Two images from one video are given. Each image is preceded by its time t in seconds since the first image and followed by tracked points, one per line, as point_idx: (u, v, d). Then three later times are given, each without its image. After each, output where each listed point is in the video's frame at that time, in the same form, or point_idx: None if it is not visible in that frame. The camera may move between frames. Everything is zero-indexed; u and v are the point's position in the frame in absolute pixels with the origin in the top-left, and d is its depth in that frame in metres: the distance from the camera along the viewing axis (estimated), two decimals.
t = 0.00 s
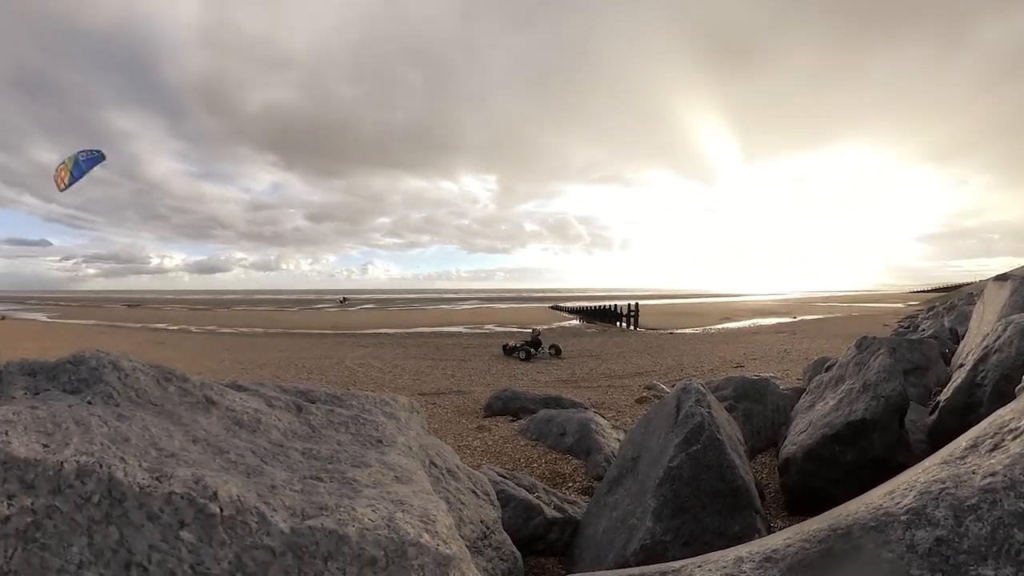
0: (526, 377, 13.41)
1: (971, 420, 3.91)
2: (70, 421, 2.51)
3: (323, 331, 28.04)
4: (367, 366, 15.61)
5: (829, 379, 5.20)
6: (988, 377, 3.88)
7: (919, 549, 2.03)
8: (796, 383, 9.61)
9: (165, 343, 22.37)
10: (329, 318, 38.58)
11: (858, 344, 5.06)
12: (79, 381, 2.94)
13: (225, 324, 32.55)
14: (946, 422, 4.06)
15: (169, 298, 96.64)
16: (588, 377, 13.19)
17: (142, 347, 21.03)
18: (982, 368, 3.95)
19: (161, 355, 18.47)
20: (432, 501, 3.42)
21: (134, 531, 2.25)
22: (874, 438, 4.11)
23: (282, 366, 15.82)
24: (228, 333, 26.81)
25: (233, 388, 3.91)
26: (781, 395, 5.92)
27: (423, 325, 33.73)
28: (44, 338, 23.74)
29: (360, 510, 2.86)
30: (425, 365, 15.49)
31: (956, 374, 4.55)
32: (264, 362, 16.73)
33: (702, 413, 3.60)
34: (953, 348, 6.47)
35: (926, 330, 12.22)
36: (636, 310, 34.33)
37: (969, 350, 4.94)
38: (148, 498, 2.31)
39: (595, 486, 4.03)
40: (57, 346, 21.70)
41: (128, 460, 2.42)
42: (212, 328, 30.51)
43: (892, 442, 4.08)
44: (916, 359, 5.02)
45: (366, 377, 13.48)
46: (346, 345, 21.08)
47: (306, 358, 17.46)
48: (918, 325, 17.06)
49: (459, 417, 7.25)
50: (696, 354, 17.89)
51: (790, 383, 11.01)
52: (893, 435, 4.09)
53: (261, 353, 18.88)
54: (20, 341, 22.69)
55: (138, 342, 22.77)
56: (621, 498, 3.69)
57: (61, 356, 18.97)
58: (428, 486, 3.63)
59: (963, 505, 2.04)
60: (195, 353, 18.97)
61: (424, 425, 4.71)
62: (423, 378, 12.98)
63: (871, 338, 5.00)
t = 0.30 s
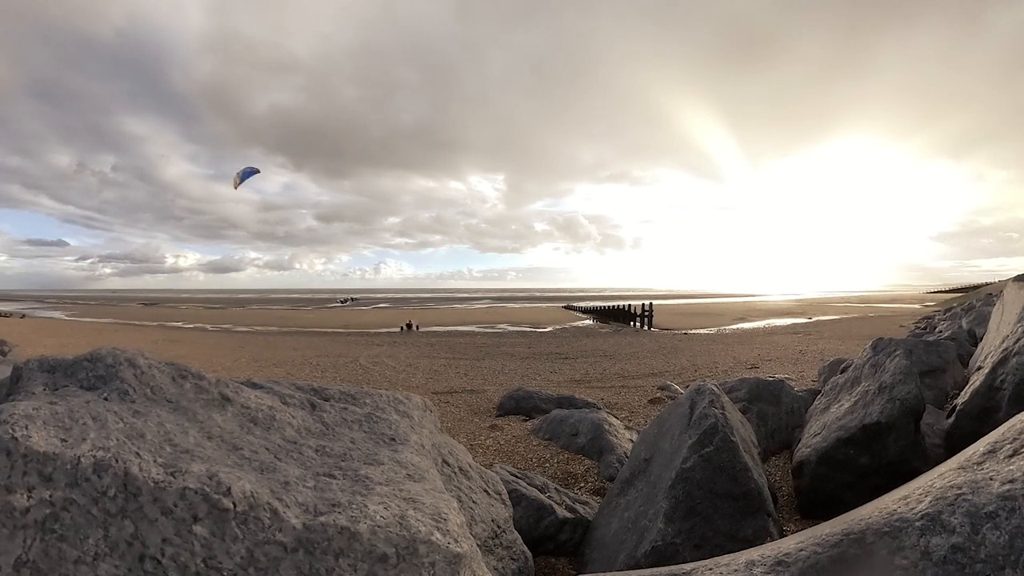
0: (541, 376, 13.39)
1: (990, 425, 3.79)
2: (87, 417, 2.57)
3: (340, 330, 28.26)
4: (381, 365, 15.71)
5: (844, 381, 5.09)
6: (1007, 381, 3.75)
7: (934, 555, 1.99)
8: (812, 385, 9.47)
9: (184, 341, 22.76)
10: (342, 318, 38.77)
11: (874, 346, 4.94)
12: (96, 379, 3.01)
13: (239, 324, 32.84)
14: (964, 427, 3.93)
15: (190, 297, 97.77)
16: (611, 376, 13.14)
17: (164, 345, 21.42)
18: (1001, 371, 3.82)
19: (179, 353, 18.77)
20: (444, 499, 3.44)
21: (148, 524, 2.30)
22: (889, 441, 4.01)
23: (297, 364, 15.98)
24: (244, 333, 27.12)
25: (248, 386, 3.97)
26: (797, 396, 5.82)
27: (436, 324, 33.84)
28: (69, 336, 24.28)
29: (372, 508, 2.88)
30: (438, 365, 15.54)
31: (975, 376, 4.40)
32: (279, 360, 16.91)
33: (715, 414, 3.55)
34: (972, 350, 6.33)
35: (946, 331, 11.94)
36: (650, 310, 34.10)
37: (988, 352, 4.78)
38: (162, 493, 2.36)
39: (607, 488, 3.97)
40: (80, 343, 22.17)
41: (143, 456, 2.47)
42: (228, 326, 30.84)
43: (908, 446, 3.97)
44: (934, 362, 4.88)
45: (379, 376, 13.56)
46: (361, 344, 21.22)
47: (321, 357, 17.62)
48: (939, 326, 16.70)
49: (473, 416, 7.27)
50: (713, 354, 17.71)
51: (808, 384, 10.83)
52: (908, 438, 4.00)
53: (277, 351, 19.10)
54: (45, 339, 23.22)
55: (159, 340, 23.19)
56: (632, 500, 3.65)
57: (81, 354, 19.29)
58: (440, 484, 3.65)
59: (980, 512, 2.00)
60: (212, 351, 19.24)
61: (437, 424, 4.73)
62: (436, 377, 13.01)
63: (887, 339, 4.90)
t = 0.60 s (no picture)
0: (554, 376, 13.37)
1: (1008, 429, 3.67)
2: (104, 413, 2.64)
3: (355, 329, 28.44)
4: (395, 364, 15.79)
5: (859, 383, 4.99)
6: None
7: (949, 563, 1.94)
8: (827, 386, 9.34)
9: (201, 340, 23.04)
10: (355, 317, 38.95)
11: (889, 347, 4.83)
12: (113, 376, 3.09)
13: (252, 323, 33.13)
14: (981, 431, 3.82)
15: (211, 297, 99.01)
16: (625, 376, 13.09)
17: (181, 344, 21.73)
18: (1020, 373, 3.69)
19: (197, 351, 19.04)
20: (455, 498, 3.45)
21: (162, 519, 2.35)
22: (903, 444, 3.92)
23: (311, 363, 16.13)
24: (259, 332, 27.41)
25: (263, 384, 4.03)
26: (812, 398, 5.74)
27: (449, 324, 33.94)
28: (88, 336, 24.69)
29: (383, 506, 2.91)
30: (452, 364, 15.57)
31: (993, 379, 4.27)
32: (294, 359, 17.08)
33: (729, 415, 3.50)
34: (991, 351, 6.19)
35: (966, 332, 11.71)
36: (665, 310, 33.91)
37: (1008, 354, 4.63)
38: (176, 489, 2.41)
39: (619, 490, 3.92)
40: (99, 342, 22.55)
41: (157, 452, 2.53)
42: (242, 326, 31.19)
43: (924, 450, 3.88)
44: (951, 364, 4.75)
45: (393, 375, 13.63)
46: (375, 344, 21.36)
47: (335, 356, 17.77)
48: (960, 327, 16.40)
49: (484, 416, 7.28)
50: (729, 355, 17.54)
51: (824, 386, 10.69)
52: (924, 441, 3.90)
53: (292, 351, 19.29)
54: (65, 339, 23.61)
55: (175, 339, 23.49)
56: (643, 501, 3.60)
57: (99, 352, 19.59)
58: (452, 483, 3.66)
59: (998, 520, 1.95)
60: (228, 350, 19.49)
61: (449, 423, 4.74)
62: (449, 377, 13.04)
63: (903, 340, 4.80)
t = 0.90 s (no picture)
0: (567, 377, 13.35)
1: None
2: (120, 411, 2.71)
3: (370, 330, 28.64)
4: (409, 364, 15.87)
5: (874, 384, 4.90)
6: None
7: (966, 571, 1.89)
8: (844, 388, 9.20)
9: (217, 340, 23.34)
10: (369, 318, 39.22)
11: (906, 348, 4.73)
12: (129, 376, 3.17)
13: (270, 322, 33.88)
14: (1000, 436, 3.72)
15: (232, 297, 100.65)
16: (637, 377, 13.04)
17: (199, 343, 22.06)
18: None
19: (213, 352, 19.30)
20: (468, 498, 3.46)
21: (176, 516, 2.40)
22: (919, 448, 3.84)
23: (326, 363, 16.26)
24: (273, 332, 27.74)
25: (277, 383, 4.09)
26: (827, 399, 5.66)
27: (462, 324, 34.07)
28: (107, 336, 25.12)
29: (396, 504, 2.93)
30: (465, 364, 15.59)
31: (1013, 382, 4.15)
32: (310, 359, 17.24)
33: (743, 417, 3.45)
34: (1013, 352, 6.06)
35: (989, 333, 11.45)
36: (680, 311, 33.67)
37: None
38: (190, 485, 2.46)
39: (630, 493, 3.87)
40: (118, 342, 22.95)
41: (172, 450, 2.58)
42: (257, 326, 31.56)
43: (940, 454, 3.80)
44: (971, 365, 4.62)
45: (406, 375, 13.69)
46: (390, 344, 21.48)
47: (351, 356, 17.90)
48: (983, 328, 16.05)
49: (496, 416, 7.29)
50: (745, 356, 17.37)
51: (840, 388, 10.54)
52: (941, 446, 3.81)
53: (307, 351, 19.48)
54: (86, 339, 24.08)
55: (193, 339, 23.81)
56: (656, 503, 3.55)
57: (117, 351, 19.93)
58: (464, 483, 3.68)
59: (1017, 527, 1.90)
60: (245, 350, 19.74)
61: (462, 424, 4.76)
62: (462, 377, 13.07)
63: (920, 340, 4.69)
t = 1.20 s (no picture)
0: (580, 377, 13.32)
1: None
2: (137, 409, 2.77)
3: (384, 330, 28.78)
4: (423, 364, 15.92)
5: (889, 386, 4.87)
6: None
7: None
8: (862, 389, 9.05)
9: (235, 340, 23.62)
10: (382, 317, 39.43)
11: (922, 349, 4.70)
12: (146, 374, 3.24)
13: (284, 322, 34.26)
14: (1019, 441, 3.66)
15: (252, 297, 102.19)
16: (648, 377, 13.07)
17: (217, 343, 22.35)
18: None
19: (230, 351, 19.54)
20: (480, 498, 3.47)
21: (190, 512, 2.45)
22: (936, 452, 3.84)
23: (340, 363, 16.39)
24: (288, 331, 28.05)
25: (292, 382, 4.15)
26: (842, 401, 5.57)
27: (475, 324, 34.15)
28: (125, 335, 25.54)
29: (408, 503, 2.94)
30: (478, 365, 15.60)
31: None
32: (325, 359, 17.39)
33: (758, 419, 3.39)
34: None
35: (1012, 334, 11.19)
36: (696, 311, 33.38)
37: None
38: (204, 483, 2.50)
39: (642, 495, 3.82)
40: (136, 342, 23.34)
41: (186, 447, 2.64)
42: (272, 325, 31.89)
43: (957, 459, 3.79)
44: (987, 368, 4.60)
45: (420, 375, 13.75)
46: (405, 344, 21.58)
47: (366, 356, 18.02)
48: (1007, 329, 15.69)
49: (508, 417, 7.28)
50: (761, 356, 17.22)
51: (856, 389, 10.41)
52: (959, 450, 3.81)
53: (323, 351, 19.64)
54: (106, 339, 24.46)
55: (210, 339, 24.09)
56: (668, 505, 3.50)
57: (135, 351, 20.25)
58: (477, 483, 3.68)
59: None
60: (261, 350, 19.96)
61: (475, 423, 4.78)
62: (474, 377, 13.09)
63: (935, 342, 4.67)
